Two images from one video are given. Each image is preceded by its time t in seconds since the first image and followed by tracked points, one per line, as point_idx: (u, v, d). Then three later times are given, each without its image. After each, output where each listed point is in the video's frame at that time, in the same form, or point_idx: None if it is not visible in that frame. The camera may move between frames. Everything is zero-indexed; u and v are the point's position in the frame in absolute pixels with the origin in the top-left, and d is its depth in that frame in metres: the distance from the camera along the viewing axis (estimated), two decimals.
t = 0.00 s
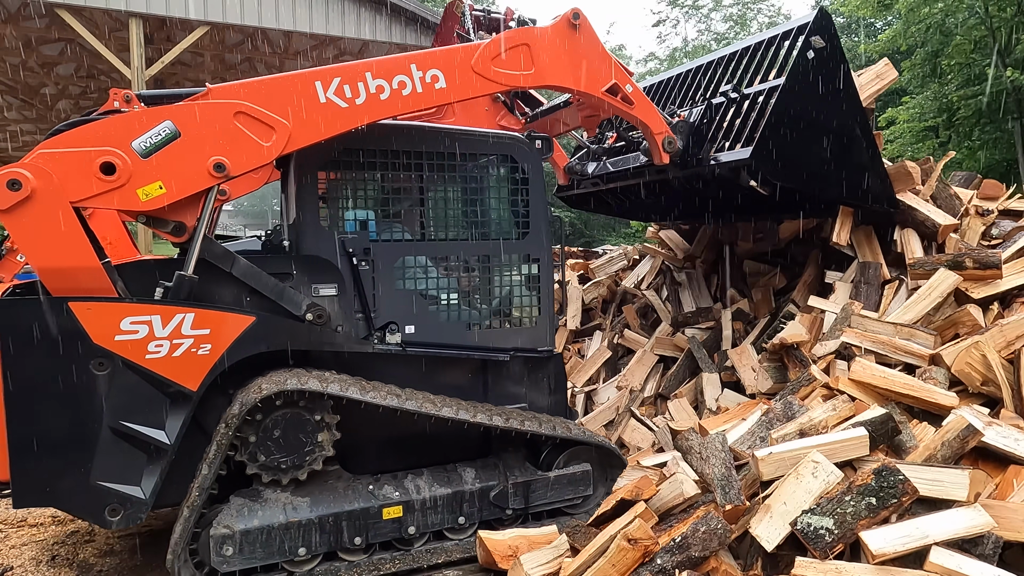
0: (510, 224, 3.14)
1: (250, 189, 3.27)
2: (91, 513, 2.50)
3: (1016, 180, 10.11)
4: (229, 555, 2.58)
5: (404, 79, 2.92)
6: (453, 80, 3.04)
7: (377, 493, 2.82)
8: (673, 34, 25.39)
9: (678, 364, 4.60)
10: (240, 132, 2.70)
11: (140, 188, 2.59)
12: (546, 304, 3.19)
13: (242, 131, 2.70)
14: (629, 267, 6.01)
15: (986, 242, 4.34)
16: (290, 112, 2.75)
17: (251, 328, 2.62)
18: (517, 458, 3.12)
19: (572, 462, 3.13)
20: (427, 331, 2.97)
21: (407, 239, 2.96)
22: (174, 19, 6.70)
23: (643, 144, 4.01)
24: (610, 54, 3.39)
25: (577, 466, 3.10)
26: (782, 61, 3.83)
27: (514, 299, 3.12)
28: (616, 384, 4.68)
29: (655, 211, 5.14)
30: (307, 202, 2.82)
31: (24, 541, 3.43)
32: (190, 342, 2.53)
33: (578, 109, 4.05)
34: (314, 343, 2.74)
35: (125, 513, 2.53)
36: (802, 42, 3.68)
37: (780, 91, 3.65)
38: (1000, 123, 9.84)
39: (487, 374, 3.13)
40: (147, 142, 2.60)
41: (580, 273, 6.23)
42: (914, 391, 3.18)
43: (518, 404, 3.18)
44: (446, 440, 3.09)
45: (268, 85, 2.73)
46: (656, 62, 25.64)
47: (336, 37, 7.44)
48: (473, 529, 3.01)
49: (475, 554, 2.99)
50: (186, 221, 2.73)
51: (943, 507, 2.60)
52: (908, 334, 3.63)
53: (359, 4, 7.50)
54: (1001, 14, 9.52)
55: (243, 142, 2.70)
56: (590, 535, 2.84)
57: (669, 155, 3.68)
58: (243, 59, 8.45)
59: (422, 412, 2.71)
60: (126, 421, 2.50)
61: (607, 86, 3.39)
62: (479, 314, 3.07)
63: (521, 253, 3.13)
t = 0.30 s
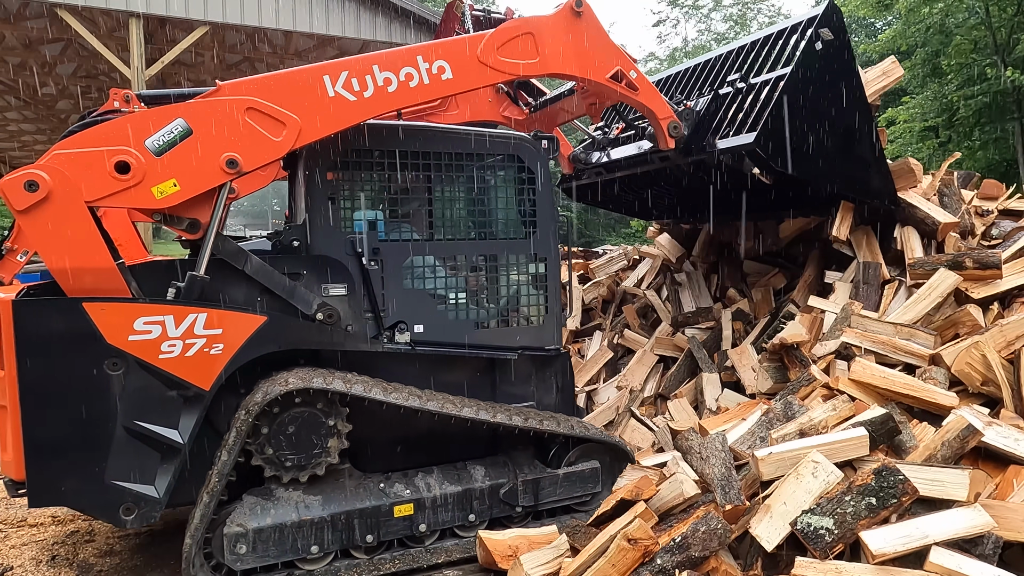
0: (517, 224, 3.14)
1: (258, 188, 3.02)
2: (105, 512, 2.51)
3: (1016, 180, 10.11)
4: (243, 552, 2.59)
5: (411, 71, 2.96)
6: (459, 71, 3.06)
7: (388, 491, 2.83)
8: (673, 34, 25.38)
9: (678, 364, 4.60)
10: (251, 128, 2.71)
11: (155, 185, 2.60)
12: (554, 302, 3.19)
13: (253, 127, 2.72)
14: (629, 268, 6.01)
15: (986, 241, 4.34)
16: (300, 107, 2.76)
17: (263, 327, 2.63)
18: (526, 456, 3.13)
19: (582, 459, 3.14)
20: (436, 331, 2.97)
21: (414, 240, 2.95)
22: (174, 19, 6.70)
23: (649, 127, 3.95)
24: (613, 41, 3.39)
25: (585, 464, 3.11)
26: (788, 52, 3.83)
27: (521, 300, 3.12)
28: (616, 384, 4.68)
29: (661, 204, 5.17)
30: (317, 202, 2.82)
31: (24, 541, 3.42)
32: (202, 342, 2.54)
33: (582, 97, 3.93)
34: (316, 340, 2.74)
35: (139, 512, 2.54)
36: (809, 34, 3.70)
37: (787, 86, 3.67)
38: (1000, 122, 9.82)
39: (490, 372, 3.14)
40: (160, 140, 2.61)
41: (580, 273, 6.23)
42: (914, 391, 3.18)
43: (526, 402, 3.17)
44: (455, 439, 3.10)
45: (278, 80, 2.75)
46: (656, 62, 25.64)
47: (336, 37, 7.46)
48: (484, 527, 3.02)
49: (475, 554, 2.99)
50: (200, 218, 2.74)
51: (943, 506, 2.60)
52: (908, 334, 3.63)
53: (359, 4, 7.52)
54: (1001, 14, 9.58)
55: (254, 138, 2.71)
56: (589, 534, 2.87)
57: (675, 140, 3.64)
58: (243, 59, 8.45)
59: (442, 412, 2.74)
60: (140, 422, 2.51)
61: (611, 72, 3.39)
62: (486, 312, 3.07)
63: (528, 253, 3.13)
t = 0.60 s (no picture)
0: (522, 222, 3.13)
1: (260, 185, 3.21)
2: (115, 511, 2.51)
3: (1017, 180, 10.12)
4: (252, 551, 2.59)
5: (415, 62, 2.96)
6: (462, 60, 3.06)
7: (395, 489, 2.83)
8: (673, 34, 25.37)
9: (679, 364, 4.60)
10: (258, 123, 2.70)
11: (166, 182, 2.60)
12: (559, 302, 3.18)
13: (260, 122, 2.71)
14: (629, 267, 6.02)
15: (986, 241, 4.34)
16: (306, 101, 2.76)
17: (271, 327, 2.63)
18: (532, 453, 3.13)
19: (588, 456, 3.16)
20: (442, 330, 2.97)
21: (420, 239, 2.95)
22: (174, 19, 6.69)
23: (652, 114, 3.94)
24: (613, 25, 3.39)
25: (590, 461, 3.12)
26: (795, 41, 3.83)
27: (526, 299, 3.12)
28: (617, 384, 4.67)
29: (663, 200, 5.18)
30: (323, 202, 2.82)
31: (24, 542, 3.42)
32: (210, 341, 2.54)
33: (583, 84, 3.87)
34: (320, 340, 2.74)
35: (149, 511, 2.54)
36: (817, 25, 3.72)
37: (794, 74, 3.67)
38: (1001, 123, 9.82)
39: (495, 372, 3.13)
40: (169, 137, 2.61)
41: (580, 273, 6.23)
42: (914, 391, 3.18)
43: (532, 400, 3.17)
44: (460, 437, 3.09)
45: (284, 75, 2.74)
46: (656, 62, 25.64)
47: (337, 37, 7.46)
48: (492, 524, 3.02)
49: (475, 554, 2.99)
50: (210, 214, 2.73)
51: (943, 507, 2.60)
52: (908, 334, 3.63)
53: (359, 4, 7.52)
54: (1002, 14, 9.62)
55: (262, 132, 2.71)
56: (589, 535, 2.89)
57: (678, 124, 3.65)
58: (243, 59, 8.44)
59: (457, 410, 2.77)
60: (149, 421, 2.51)
61: (613, 57, 3.39)
62: (492, 311, 3.07)
63: (532, 251, 3.13)
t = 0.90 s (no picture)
0: (525, 223, 3.13)
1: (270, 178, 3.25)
2: (120, 511, 2.51)
3: (1016, 180, 10.11)
4: (256, 550, 2.59)
5: (417, 53, 2.96)
6: (464, 50, 3.06)
7: (399, 488, 2.83)
8: (673, 34, 25.37)
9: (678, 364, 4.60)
10: (263, 117, 2.71)
11: (173, 178, 2.61)
12: (562, 301, 3.19)
13: (265, 116, 2.71)
14: (629, 267, 6.02)
15: (986, 241, 4.35)
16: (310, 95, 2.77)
17: (274, 326, 2.63)
18: (535, 452, 3.12)
19: (592, 455, 3.15)
20: (445, 330, 2.97)
21: (423, 239, 2.95)
22: (174, 19, 6.69)
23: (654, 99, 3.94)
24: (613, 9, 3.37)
25: (594, 461, 3.12)
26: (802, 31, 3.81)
27: (529, 299, 3.13)
28: (617, 384, 4.67)
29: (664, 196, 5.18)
30: (326, 202, 2.82)
31: (23, 542, 3.42)
32: (215, 341, 2.54)
33: (586, 71, 3.89)
34: (322, 339, 2.74)
35: (154, 510, 2.54)
36: (823, 17, 3.73)
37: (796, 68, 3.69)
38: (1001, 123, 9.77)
39: (498, 372, 3.13)
40: (175, 134, 2.61)
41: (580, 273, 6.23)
42: (915, 390, 3.18)
43: (536, 399, 3.17)
44: (463, 436, 3.10)
45: (287, 69, 2.74)
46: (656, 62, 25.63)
47: (337, 37, 7.46)
48: (495, 523, 3.03)
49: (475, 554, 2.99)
50: (218, 210, 2.74)
51: (943, 507, 2.60)
52: (908, 334, 3.63)
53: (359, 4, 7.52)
54: (1001, 14, 9.62)
55: (267, 126, 2.72)
56: (589, 534, 2.88)
57: (680, 109, 3.65)
58: (243, 59, 8.44)
59: (465, 411, 2.77)
60: (154, 421, 2.51)
61: (615, 43, 3.39)
62: (495, 310, 3.07)
63: (535, 250, 3.13)
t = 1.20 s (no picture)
0: (525, 223, 3.14)
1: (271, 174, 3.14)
2: (122, 510, 2.52)
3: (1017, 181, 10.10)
4: (258, 550, 2.59)
5: (417, 43, 2.96)
6: (464, 40, 3.06)
7: (401, 488, 2.83)
8: (673, 35, 25.37)
9: (678, 363, 4.60)
10: (265, 112, 2.71)
11: (177, 175, 2.61)
12: (563, 301, 3.19)
13: (266, 111, 2.71)
14: (629, 268, 6.03)
15: (986, 241, 4.35)
16: (311, 89, 2.78)
17: (275, 326, 2.63)
18: (536, 452, 3.13)
19: (593, 454, 3.16)
20: (446, 329, 2.97)
21: (424, 239, 2.95)
22: (174, 19, 6.69)
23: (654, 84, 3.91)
24: None
25: (595, 460, 3.12)
26: (803, 23, 3.81)
27: (530, 298, 3.13)
28: (617, 384, 4.67)
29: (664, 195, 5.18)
30: (327, 201, 2.82)
31: (23, 542, 3.42)
32: (216, 341, 2.54)
33: (585, 59, 3.84)
34: (323, 339, 2.74)
35: (156, 510, 2.55)
36: (825, 9, 3.72)
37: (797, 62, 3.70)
38: (1000, 123, 9.77)
39: (498, 373, 3.13)
40: (178, 130, 2.61)
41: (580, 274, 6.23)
42: (915, 391, 3.18)
43: (536, 399, 3.17)
44: (464, 436, 3.10)
45: (288, 62, 2.74)
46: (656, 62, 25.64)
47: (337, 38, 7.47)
48: (496, 523, 3.03)
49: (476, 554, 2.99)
50: (224, 205, 2.78)
51: (943, 507, 2.60)
52: (909, 334, 3.62)
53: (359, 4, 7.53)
54: (1002, 14, 9.59)
55: (269, 121, 2.72)
56: (589, 534, 2.89)
57: (680, 94, 3.69)
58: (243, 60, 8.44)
59: (468, 411, 2.78)
60: (156, 421, 2.51)
61: (614, 30, 3.40)
62: (496, 310, 3.07)
63: (536, 249, 3.13)
